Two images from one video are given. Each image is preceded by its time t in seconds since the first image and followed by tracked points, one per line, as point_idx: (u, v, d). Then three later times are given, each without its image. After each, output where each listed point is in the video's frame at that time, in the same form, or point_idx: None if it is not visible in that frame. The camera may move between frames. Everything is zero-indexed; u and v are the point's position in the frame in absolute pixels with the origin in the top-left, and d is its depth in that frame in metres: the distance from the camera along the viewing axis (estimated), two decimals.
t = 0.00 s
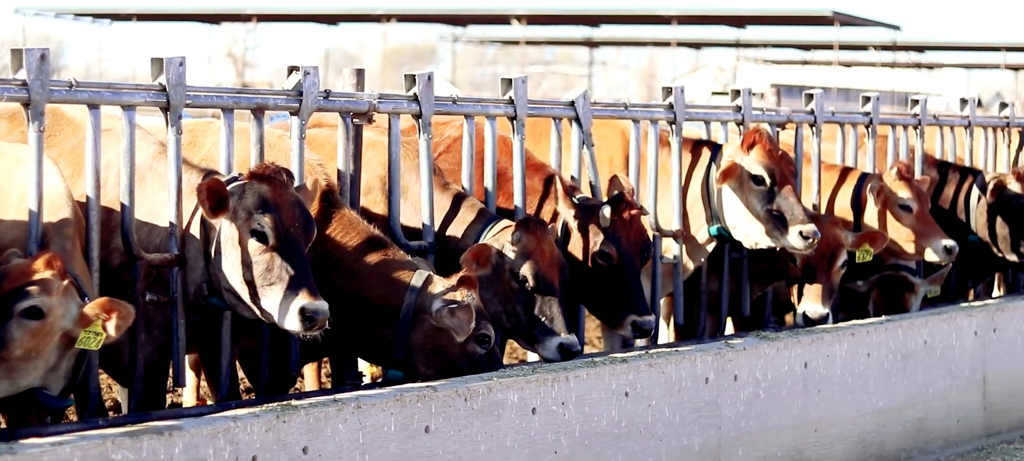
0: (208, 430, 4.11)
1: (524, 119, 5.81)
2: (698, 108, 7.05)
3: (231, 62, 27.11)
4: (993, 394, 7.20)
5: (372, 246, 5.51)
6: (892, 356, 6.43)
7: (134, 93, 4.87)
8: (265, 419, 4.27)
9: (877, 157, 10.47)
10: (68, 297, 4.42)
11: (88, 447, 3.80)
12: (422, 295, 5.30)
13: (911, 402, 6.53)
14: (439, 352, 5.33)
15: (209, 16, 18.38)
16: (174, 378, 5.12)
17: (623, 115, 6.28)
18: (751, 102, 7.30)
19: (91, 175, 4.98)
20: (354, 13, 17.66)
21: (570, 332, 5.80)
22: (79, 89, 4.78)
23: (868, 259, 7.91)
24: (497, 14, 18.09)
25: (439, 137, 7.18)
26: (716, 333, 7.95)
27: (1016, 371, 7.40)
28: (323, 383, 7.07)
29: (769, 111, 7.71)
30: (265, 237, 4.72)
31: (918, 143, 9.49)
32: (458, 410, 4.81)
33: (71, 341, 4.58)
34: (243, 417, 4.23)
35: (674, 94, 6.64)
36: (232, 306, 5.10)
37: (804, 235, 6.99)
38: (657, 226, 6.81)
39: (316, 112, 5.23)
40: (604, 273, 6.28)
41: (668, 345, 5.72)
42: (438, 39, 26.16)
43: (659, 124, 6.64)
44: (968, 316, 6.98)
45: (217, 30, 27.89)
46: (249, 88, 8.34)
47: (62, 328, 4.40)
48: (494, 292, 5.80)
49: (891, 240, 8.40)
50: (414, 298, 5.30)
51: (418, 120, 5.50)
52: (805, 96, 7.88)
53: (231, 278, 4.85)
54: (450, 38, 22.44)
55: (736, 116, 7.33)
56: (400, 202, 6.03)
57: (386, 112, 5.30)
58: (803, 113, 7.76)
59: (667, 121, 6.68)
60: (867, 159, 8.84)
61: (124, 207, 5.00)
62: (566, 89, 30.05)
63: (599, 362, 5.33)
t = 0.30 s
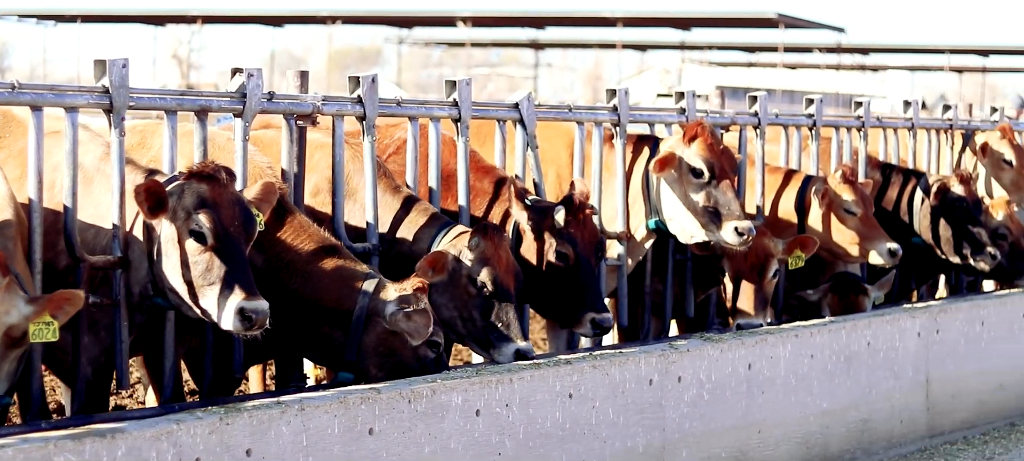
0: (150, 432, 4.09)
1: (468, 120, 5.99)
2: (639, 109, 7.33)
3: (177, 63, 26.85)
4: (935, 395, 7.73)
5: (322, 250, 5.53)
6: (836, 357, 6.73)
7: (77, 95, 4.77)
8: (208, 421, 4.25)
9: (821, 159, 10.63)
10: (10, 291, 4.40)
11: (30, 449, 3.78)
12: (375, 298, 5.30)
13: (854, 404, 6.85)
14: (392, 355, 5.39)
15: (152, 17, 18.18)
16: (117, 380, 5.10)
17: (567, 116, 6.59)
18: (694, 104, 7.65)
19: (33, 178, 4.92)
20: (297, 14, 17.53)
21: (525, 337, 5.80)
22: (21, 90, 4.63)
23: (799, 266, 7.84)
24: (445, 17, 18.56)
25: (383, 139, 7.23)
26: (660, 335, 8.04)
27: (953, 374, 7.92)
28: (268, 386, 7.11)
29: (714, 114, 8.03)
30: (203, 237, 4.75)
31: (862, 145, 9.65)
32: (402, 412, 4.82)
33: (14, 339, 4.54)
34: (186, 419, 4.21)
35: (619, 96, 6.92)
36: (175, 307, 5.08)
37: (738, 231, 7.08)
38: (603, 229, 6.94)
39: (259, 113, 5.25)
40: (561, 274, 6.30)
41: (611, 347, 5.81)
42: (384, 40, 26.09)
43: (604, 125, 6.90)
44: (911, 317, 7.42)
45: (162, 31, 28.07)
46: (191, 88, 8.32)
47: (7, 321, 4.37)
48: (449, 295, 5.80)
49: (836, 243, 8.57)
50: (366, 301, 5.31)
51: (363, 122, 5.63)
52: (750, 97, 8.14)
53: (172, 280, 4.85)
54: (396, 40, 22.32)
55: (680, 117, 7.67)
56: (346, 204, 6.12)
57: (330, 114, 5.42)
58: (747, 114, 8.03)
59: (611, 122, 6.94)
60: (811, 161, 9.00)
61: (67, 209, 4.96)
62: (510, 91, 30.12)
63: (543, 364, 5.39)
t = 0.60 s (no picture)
0: (92, 433, 4.08)
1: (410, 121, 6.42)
2: (585, 109, 7.91)
3: (124, 62, 26.65)
4: (878, 393, 7.85)
5: (271, 256, 5.51)
6: (779, 356, 7.03)
7: (18, 94, 4.70)
8: (150, 421, 4.24)
9: (764, 159, 10.89)
10: None
11: None
12: (326, 302, 5.31)
13: (798, 403, 7.15)
14: (342, 358, 5.31)
15: (94, 15, 18.00)
16: (59, 380, 5.08)
17: (508, 115, 7.12)
18: (637, 105, 8.19)
19: None
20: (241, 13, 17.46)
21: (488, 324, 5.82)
22: None
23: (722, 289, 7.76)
24: (389, 16, 18.73)
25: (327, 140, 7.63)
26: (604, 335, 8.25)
27: (898, 373, 8.03)
28: (209, 385, 7.16)
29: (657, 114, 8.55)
30: (145, 239, 4.76)
31: (805, 144, 9.84)
32: (346, 412, 4.83)
33: None
34: (128, 420, 4.20)
35: (561, 98, 7.50)
36: (118, 308, 5.07)
37: (684, 247, 7.35)
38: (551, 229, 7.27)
39: (202, 112, 5.31)
40: (508, 266, 6.36)
41: (555, 349, 6.06)
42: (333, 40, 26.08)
43: (548, 124, 7.46)
44: (854, 317, 7.60)
45: (110, 29, 27.86)
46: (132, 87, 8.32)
47: None
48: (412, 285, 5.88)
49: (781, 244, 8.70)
50: (318, 305, 5.30)
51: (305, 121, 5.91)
52: (694, 98, 8.75)
53: (113, 281, 4.86)
54: (343, 38, 22.23)
55: (623, 117, 8.20)
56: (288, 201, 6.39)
57: (274, 111, 5.65)
58: (690, 114, 8.69)
59: (554, 122, 7.50)
60: (754, 160, 9.69)
61: (9, 209, 4.92)
62: (455, 91, 30.29)
63: (488, 363, 5.56)
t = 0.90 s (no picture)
0: (42, 432, 4.06)
1: (361, 119, 6.52)
2: (537, 108, 8.00)
3: (72, 60, 26.40)
4: (829, 391, 7.97)
5: (226, 257, 5.51)
6: (729, 355, 7.11)
7: None
8: (100, 421, 4.23)
9: (715, 158, 11.02)
10: None
11: None
12: (279, 310, 5.36)
13: (748, 402, 7.24)
14: (290, 364, 5.32)
15: (41, 14, 17.85)
16: (9, 380, 5.02)
17: (460, 113, 7.20)
18: (588, 103, 8.25)
19: None
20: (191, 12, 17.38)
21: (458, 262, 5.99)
22: None
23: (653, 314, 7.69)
24: (341, 14, 18.65)
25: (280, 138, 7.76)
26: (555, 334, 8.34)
27: (847, 371, 8.14)
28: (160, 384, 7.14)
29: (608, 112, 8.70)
30: (93, 226, 4.74)
31: (755, 143, 9.94)
32: (296, 411, 4.84)
33: None
34: (77, 419, 4.19)
35: (513, 96, 7.57)
36: (73, 298, 5.02)
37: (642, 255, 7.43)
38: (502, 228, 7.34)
39: (152, 111, 5.30)
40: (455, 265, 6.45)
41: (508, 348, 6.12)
42: (285, 39, 25.99)
43: (498, 123, 7.56)
44: (804, 315, 7.71)
45: (58, 27, 27.60)
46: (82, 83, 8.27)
47: None
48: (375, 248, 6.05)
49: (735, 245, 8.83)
50: (270, 312, 5.34)
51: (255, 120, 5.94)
52: (646, 96, 8.88)
53: (64, 272, 4.84)
54: (295, 37, 22.16)
55: (575, 115, 8.27)
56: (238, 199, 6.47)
57: (225, 110, 5.69)
58: (642, 113, 8.80)
59: (506, 121, 7.60)
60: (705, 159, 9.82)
61: None
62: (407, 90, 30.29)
63: (439, 362, 5.59)
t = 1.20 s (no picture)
0: None
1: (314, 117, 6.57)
2: (490, 108, 8.05)
3: (23, 59, 26.13)
4: (782, 390, 8.07)
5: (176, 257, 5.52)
6: (683, 354, 7.19)
7: None
8: (52, 421, 4.22)
9: (669, 158, 11.12)
10: None
11: None
12: (228, 312, 5.38)
13: (703, 400, 7.33)
14: (239, 367, 5.37)
15: None
16: None
17: (414, 113, 7.25)
18: (543, 102, 8.32)
19: None
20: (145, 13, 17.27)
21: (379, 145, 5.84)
22: None
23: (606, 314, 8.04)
24: (296, 14, 18.58)
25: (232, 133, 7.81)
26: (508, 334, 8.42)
27: (801, 370, 8.24)
28: (115, 384, 7.12)
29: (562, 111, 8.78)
30: (41, 219, 4.71)
31: (710, 142, 10.02)
32: (249, 411, 4.85)
33: None
34: (29, 420, 4.17)
35: (467, 96, 7.62)
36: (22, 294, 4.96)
37: (608, 267, 7.57)
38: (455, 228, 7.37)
39: (105, 110, 5.29)
40: (403, 274, 6.56)
41: (463, 347, 6.15)
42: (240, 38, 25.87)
43: (452, 123, 7.60)
44: (758, 314, 7.81)
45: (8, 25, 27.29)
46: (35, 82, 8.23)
47: None
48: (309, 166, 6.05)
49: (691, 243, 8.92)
50: (220, 314, 5.36)
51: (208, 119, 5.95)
52: (599, 96, 8.95)
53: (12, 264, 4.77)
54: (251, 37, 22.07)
55: (529, 115, 8.33)
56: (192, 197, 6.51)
57: (178, 109, 5.69)
58: (596, 112, 8.87)
59: (460, 119, 7.65)
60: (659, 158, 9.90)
61: None
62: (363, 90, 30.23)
63: (392, 362, 5.61)
